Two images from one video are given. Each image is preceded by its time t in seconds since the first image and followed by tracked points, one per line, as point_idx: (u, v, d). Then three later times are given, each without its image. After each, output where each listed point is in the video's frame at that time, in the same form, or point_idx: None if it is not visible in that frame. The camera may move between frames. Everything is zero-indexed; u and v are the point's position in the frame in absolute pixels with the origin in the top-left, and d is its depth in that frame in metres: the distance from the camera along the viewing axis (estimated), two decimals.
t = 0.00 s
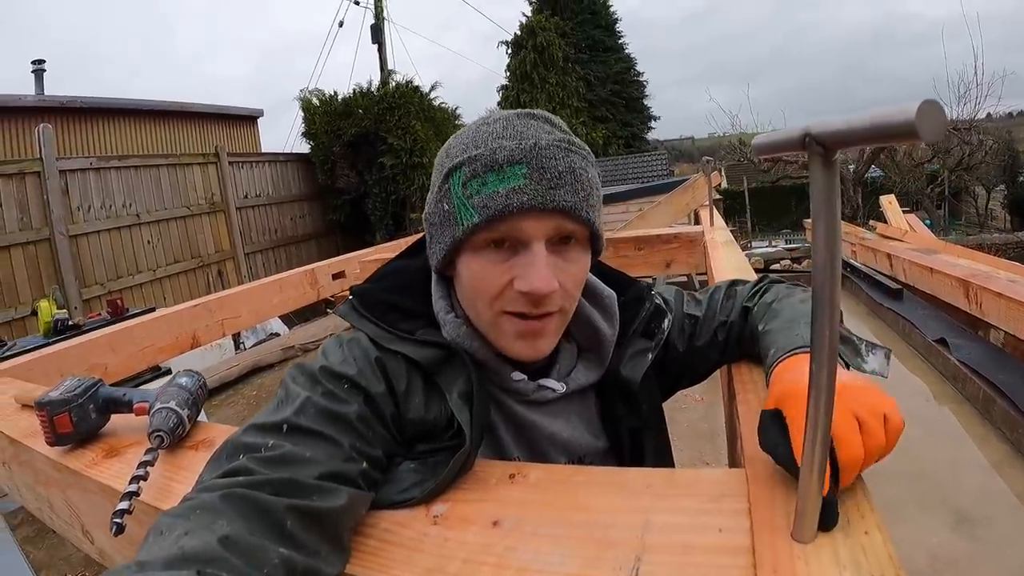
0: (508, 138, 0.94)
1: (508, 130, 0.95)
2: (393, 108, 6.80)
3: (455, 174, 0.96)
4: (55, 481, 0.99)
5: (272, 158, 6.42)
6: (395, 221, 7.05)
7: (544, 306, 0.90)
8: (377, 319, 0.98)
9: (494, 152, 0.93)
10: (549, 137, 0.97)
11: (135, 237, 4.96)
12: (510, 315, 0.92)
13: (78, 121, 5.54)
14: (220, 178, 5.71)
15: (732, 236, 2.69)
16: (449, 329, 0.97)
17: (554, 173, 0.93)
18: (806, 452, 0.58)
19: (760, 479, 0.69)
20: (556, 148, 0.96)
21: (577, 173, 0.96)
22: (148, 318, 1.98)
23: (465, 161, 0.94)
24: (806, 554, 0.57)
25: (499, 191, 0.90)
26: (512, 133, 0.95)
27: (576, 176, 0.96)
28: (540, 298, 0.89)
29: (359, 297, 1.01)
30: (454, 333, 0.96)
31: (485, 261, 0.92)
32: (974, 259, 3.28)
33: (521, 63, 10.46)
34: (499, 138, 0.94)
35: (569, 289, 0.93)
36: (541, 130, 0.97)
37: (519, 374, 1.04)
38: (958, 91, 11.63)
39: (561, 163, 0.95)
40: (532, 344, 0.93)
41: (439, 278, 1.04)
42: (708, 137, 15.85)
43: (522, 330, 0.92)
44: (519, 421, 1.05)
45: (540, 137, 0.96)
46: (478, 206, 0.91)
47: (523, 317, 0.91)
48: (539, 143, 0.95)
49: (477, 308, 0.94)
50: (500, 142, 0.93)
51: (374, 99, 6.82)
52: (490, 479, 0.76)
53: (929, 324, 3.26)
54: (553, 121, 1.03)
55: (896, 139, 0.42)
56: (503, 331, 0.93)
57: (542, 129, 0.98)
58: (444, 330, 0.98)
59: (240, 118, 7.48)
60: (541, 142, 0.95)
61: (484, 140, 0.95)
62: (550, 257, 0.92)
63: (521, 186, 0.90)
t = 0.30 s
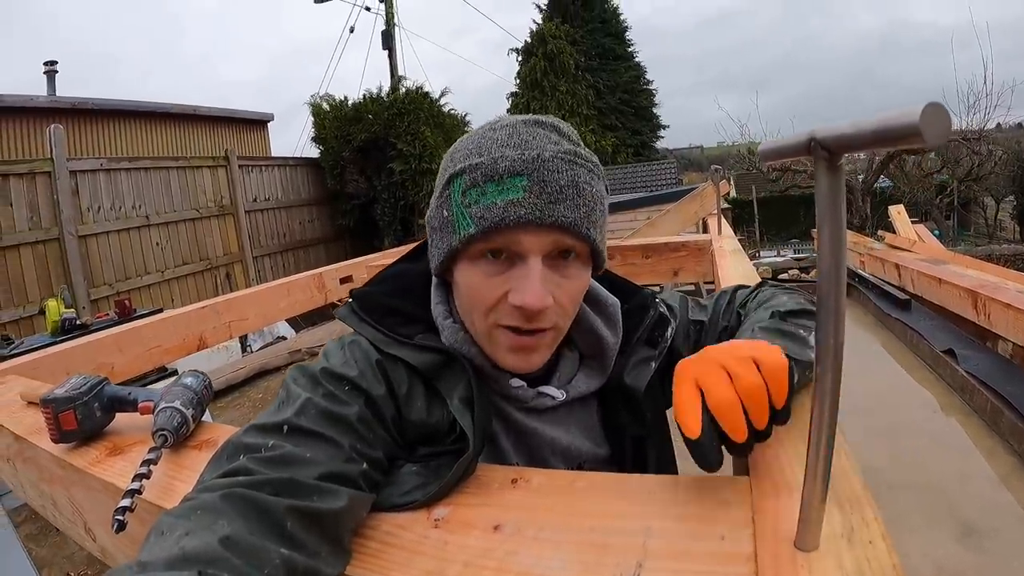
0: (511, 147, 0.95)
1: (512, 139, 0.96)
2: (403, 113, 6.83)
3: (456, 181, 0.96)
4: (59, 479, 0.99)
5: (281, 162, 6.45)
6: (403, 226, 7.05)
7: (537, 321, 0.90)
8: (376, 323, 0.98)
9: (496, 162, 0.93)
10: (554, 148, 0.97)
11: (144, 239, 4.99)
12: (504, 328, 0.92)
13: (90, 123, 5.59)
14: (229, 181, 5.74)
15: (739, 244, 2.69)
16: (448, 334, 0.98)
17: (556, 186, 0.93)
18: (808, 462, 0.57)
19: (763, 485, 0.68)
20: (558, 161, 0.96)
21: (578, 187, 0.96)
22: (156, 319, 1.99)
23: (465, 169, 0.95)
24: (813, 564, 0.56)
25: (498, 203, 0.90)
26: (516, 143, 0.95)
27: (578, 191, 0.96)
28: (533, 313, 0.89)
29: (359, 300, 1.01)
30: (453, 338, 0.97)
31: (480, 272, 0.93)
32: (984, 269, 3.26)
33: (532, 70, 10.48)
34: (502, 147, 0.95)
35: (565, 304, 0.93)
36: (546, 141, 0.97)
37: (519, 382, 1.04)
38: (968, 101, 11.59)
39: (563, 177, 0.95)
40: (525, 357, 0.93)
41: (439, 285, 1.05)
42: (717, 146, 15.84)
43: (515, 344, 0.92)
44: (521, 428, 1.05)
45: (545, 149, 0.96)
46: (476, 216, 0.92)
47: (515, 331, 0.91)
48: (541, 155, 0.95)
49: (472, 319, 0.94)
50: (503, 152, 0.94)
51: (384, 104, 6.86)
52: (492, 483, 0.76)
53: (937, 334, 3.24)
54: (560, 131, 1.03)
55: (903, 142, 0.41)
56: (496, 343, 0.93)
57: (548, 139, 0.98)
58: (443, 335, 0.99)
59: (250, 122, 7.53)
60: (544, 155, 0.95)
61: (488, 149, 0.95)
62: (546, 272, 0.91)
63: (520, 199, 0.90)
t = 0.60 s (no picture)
0: (523, 150, 0.94)
1: (523, 141, 0.95)
2: (407, 114, 6.84)
3: (466, 183, 0.95)
4: (61, 476, 0.99)
5: (285, 162, 6.46)
6: (407, 227, 7.05)
7: (551, 325, 0.90)
8: (379, 323, 0.98)
9: (508, 165, 0.93)
10: (565, 151, 0.97)
11: (148, 238, 5.00)
12: (517, 331, 0.91)
13: (94, 122, 5.61)
14: (233, 181, 5.75)
15: (743, 246, 2.68)
16: (452, 334, 0.98)
17: (569, 190, 0.93)
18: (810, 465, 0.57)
19: (767, 486, 0.68)
20: (570, 163, 0.96)
21: (589, 189, 0.96)
22: (159, 318, 1.99)
23: (477, 172, 0.94)
24: (815, 567, 0.56)
25: (512, 207, 0.90)
26: (527, 145, 0.95)
27: (589, 194, 0.96)
28: (549, 317, 0.89)
29: (363, 300, 1.01)
30: (458, 339, 0.98)
31: (494, 276, 0.92)
32: (988, 271, 3.25)
33: (536, 71, 10.48)
34: (513, 150, 0.94)
35: (578, 306, 0.93)
36: (557, 144, 0.97)
37: (522, 382, 1.04)
38: (973, 103, 11.55)
39: (575, 180, 0.95)
40: (538, 360, 0.93)
41: (444, 284, 1.04)
42: (722, 148, 15.81)
43: (529, 347, 0.92)
44: (523, 429, 1.05)
45: (556, 151, 0.96)
46: (489, 220, 0.91)
47: (529, 335, 0.91)
48: (554, 158, 0.95)
49: (484, 322, 0.94)
50: (515, 155, 0.93)
51: (388, 105, 6.87)
52: (494, 484, 0.76)
53: (942, 337, 3.23)
54: (569, 131, 1.02)
55: (908, 139, 0.41)
56: (509, 347, 0.93)
57: (558, 141, 0.97)
58: (446, 335, 0.99)
59: (255, 122, 7.54)
60: (557, 157, 0.94)
61: (498, 151, 0.94)
62: (560, 276, 0.92)
63: (535, 203, 0.90)
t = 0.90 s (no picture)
0: (519, 145, 0.94)
1: (518, 136, 0.95)
2: (406, 112, 6.83)
3: (462, 179, 0.95)
4: (59, 477, 0.99)
5: (284, 161, 6.46)
6: (406, 225, 7.04)
7: (549, 320, 0.90)
8: (375, 322, 0.98)
9: (504, 160, 0.93)
10: (561, 146, 0.97)
11: (147, 238, 5.00)
12: (513, 327, 0.91)
13: (91, 122, 5.60)
14: (232, 181, 5.75)
15: (742, 242, 2.68)
16: (449, 333, 0.98)
17: (565, 185, 0.93)
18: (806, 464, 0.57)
19: (763, 483, 0.68)
20: (566, 159, 0.96)
21: (586, 184, 0.96)
22: (158, 318, 1.99)
23: (473, 168, 0.94)
24: (810, 567, 0.55)
25: (509, 202, 0.90)
26: (522, 140, 0.95)
27: (586, 188, 0.96)
28: (546, 312, 0.88)
29: (359, 300, 1.01)
30: (453, 338, 0.97)
31: (491, 272, 0.92)
32: (988, 266, 3.24)
33: (534, 69, 10.47)
34: (509, 146, 0.94)
35: (575, 301, 0.93)
36: (552, 139, 0.97)
37: (519, 380, 1.04)
38: (973, 97, 11.53)
39: (572, 175, 0.95)
40: (535, 356, 0.93)
41: (439, 281, 1.04)
42: (721, 144, 15.80)
43: (526, 342, 0.91)
44: (520, 427, 1.05)
45: (552, 146, 0.96)
46: (486, 215, 0.91)
47: (526, 330, 0.91)
48: (550, 153, 0.95)
49: (481, 319, 0.94)
50: (511, 151, 0.93)
51: (386, 103, 6.86)
52: (490, 482, 0.76)
53: (942, 332, 3.23)
54: (563, 128, 1.02)
55: (902, 134, 0.41)
56: (505, 343, 0.93)
57: (553, 137, 0.98)
58: (443, 334, 0.99)
59: (253, 122, 7.54)
60: (553, 152, 0.95)
61: (494, 146, 0.94)
62: (557, 270, 0.92)
63: (532, 198, 0.90)
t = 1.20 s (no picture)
0: (530, 149, 0.94)
1: (528, 140, 0.95)
2: (404, 111, 6.82)
3: (474, 187, 0.94)
4: (56, 475, 0.99)
5: (282, 160, 6.45)
6: (404, 225, 7.03)
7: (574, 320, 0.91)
8: (375, 322, 0.98)
9: (519, 165, 0.92)
10: (567, 147, 0.97)
11: (145, 235, 4.99)
12: (536, 329, 0.91)
13: (90, 119, 5.59)
14: (230, 179, 5.74)
15: (740, 244, 2.68)
16: (449, 332, 0.98)
17: (580, 186, 0.94)
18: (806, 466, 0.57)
19: (762, 484, 0.68)
20: (575, 159, 0.97)
21: (596, 183, 0.98)
22: (155, 316, 1.98)
23: (486, 174, 0.92)
24: (807, 568, 0.55)
25: (531, 207, 0.89)
26: (533, 144, 0.94)
27: (596, 188, 0.98)
28: (573, 312, 0.89)
29: (359, 300, 1.01)
30: (454, 337, 0.97)
31: (512, 278, 0.91)
32: (984, 269, 3.25)
33: (533, 69, 10.46)
34: (521, 150, 0.94)
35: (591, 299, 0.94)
36: (558, 140, 0.97)
37: (518, 379, 1.03)
38: (971, 101, 11.55)
39: (584, 175, 0.96)
40: (557, 356, 0.94)
41: (441, 285, 1.03)
42: (719, 146, 15.81)
43: (550, 343, 0.92)
44: (520, 426, 1.05)
45: (560, 148, 0.96)
46: (508, 222, 0.89)
47: (548, 331, 0.91)
48: (561, 155, 0.95)
49: (500, 323, 0.93)
50: (524, 155, 0.93)
51: (385, 102, 6.86)
52: (489, 482, 0.76)
53: (939, 336, 3.24)
54: (560, 127, 1.03)
55: (902, 136, 0.41)
56: (526, 345, 0.93)
57: (558, 137, 0.98)
58: (443, 333, 0.99)
59: (252, 120, 7.52)
60: (564, 154, 0.95)
61: (505, 151, 0.93)
62: (578, 271, 0.92)
63: (553, 202, 0.90)
